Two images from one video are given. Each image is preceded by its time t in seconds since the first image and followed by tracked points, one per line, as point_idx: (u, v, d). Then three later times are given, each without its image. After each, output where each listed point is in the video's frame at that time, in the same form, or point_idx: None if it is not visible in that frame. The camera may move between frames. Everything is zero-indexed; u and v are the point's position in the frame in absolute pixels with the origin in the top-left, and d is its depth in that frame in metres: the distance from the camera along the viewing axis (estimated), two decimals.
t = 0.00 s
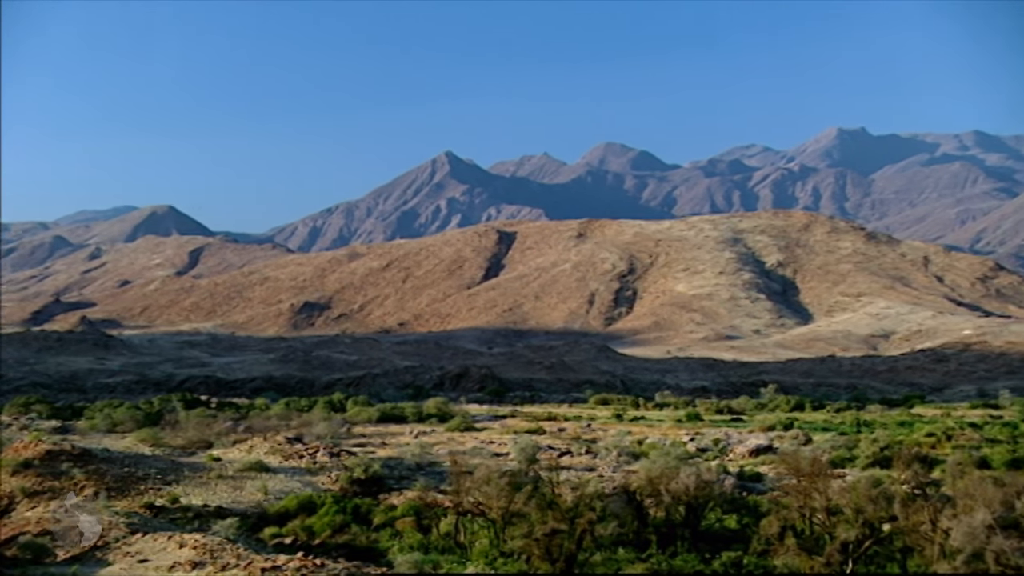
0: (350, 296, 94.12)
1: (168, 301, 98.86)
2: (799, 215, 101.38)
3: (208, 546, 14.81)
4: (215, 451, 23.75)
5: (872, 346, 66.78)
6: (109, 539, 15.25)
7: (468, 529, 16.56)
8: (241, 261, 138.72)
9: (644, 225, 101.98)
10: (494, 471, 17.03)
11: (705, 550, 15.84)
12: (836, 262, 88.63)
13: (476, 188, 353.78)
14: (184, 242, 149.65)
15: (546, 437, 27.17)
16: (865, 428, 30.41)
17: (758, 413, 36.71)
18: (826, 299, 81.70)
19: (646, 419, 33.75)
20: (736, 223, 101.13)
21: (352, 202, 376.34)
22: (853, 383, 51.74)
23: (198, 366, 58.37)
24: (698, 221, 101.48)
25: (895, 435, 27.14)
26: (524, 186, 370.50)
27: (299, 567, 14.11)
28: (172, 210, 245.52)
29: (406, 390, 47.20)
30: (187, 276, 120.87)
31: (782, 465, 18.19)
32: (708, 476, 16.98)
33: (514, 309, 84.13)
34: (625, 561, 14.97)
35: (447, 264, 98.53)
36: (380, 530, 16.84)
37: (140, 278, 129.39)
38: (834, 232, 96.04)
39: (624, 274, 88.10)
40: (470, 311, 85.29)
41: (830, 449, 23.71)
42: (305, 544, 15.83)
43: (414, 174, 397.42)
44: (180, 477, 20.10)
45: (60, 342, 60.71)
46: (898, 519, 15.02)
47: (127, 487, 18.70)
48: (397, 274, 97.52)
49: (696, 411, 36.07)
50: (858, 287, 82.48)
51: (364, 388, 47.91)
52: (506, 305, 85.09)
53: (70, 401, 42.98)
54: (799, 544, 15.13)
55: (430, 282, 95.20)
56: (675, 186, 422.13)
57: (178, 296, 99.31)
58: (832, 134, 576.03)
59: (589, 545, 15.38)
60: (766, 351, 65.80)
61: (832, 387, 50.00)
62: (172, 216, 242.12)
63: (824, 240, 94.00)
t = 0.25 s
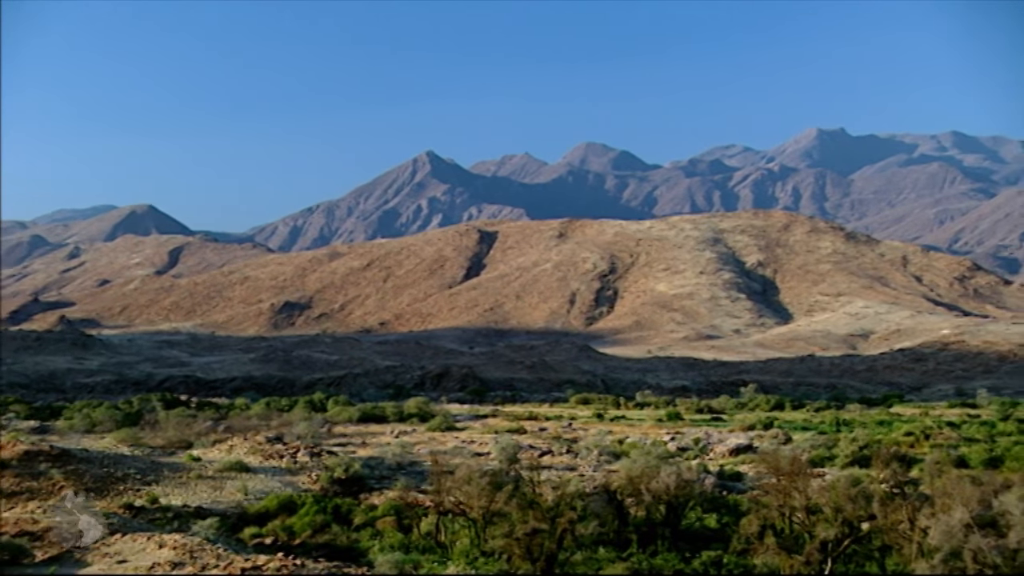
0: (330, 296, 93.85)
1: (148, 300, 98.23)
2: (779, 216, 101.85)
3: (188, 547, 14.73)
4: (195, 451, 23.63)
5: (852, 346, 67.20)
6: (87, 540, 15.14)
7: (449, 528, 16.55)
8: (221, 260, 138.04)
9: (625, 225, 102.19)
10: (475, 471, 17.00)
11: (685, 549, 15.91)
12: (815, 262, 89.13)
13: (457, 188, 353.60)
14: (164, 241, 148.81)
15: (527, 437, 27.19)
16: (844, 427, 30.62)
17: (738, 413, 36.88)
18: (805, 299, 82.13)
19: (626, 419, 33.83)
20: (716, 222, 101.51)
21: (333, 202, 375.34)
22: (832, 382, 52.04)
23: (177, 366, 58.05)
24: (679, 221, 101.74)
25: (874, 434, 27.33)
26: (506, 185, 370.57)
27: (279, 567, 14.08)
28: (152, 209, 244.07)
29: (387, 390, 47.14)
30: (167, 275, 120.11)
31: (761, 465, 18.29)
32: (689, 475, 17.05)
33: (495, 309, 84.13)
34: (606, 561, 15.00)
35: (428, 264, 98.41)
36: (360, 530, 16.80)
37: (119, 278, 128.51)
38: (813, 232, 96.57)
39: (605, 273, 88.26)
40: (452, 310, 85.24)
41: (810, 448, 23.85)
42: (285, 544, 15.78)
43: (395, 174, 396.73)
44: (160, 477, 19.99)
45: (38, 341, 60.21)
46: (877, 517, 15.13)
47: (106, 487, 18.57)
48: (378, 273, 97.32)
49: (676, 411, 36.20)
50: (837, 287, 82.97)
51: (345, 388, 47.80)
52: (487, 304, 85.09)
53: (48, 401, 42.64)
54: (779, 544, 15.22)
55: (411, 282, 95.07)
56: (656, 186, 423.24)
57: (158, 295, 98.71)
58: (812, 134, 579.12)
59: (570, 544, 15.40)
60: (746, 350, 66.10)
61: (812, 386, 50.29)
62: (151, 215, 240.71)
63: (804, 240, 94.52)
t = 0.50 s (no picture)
0: (312, 295, 93.58)
1: (128, 300, 97.66)
2: (760, 216, 102.32)
3: (168, 547, 14.66)
4: (175, 451, 23.52)
5: (832, 345, 67.56)
6: (66, 541, 15.05)
7: (431, 528, 16.55)
8: (201, 259, 137.35)
9: (606, 224, 102.35)
10: (457, 471, 16.99)
11: (666, 549, 15.95)
12: (796, 262, 89.57)
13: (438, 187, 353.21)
14: (144, 240, 147.94)
15: (508, 437, 27.20)
16: (824, 427, 30.80)
17: (719, 412, 37.03)
18: (786, 299, 82.53)
19: (607, 418, 33.90)
20: (697, 222, 101.79)
21: (314, 201, 374.19)
22: (812, 382, 52.31)
23: (158, 365, 57.74)
24: (660, 221, 101.94)
25: (853, 434, 27.51)
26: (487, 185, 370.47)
27: (260, 567, 14.06)
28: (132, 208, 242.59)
29: (368, 389, 47.07)
30: (147, 275, 119.41)
31: (742, 464, 18.37)
32: (670, 474, 17.12)
33: (477, 308, 84.13)
34: (586, 560, 15.03)
35: (410, 263, 98.28)
36: (342, 530, 16.77)
37: (99, 277, 127.63)
38: (794, 232, 97.05)
39: (586, 273, 88.39)
40: (433, 310, 85.15)
41: (790, 447, 23.96)
42: (266, 544, 15.73)
43: (377, 173, 395.93)
44: (140, 477, 19.87)
45: (17, 341, 59.75)
46: (856, 516, 15.24)
47: (85, 488, 18.45)
48: (359, 273, 97.10)
49: (657, 410, 36.30)
50: (818, 287, 83.41)
51: (326, 387, 47.69)
52: (469, 304, 85.05)
53: (27, 401, 42.33)
54: (760, 543, 15.30)
55: (392, 281, 94.93)
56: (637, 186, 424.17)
57: (138, 295, 98.12)
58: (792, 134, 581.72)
59: (552, 543, 15.43)
60: (727, 350, 66.35)
61: (792, 386, 50.55)
62: (131, 214, 239.33)
63: (785, 240, 94.97)
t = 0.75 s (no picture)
0: (291, 295, 93.24)
1: (105, 299, 96.99)
2: (738, 216, 102.77)
3: (146, 547, 14.60)
4: (153, 451, 23.40)
5: (810, 345, 67.97)
6: (43, 541, 14.95)
7: (410, 527, 16.54)
8: (180, 259, 136.54)
9: (586, 224, 102.53)
10: (436, 470, 17.00)
11: (645, 547, 16.02)
12: (774, 261, 90.07)
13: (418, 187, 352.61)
14: (122, 239, 146.94)
15: (488, 436, 27.21)
16: (803, 426, 30.98)
17: (698, 411, 37.23)
18: (765, 298, 82.98)
19: (586, 418, 33.98)
20: (677, 222, 102.12)
21: (293, 201, 372.58)
22: (790, 381, 52.62)
23: (136, 365, 57.40)
24: (640, 221, 102.18)
25: (832, 433, 27.71)
26: (467, 184, 370.20)
27: (239, 567, 14.05)
28: (110, 206, 240.79)
29: (348, 389, 46.99)
30: (124, 274, 118.52)
31: (720, 463, 18.44)
32: (648, 474, 17.23)
33: (456, 308, 84.07)
34: (565, 559, 15.06)
35: (389, 263, 98.12)
36: (321, 529, 16.74)
37: (76, 277, 126.61)
38: (772, 232, 97.60)
39: (566, 272, 88.55)
40: (413, 309, 85.05)
41: (769, 446, 24.08)
42: (244, 544, 15.68)
43: (356, 173, 394.81)
44: (117, 477, 19.77)
45: None
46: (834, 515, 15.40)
47: (63, 488, 18.34)
48: (339, 273, 96.83)
49: (637, 410, 36.44)
50: (796, 286, 83.90)
51: (306, 387, 47.58)
52: (448, 303, 84.99)
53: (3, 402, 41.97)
54: (738, 541, 15.39)
55: (372, 281, 94.74)
56: (617, 186, 425.07)
57: (115, 294, 97.43)
58: (771, 134, 584.51)
59: (531, 543, 15.46)
60: (706, 349, 66.63)
61: (770, 385, 50.85)
62: (109, 213, 237.71)
63: (763, 240, 95.47)
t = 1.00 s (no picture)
0: (270, 295, 92.85)
1: (83, 299, 96.24)
2: (718, 216, 103.17)
3: (124, 548, 14.51)
4: (131, 451, 23.26)
5: (789, 344, 68.32)
6: (20, 542, 14.83)
7: (390, 527, 16.51)
8: (159, 259, 135.67)
9: (566, 224, 102.64)
10: (416, 470, 16.98)
11: (625, 547, 16.08)
12: (754, 261, 90.49)
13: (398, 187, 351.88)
14: (100, 239, 145.84)
15: (468, 436, 27.20)
16: (781, 426, 31.15)
17: (677, 411, 37.37)
18: (744, 298, 83.35)
19: (566, 417, 34.03)
20: (656, 222, 102.40)
21: (272, 200, 370.91)
22: (769, 381, 52.92)
23: (114, 365, 57.01)
24: (620, 221, 102.37)
25: (811, 432, 27.87)
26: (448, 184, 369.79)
27: (218, 568, 14.02)
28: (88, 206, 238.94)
29: (327, 388, 46.86)
30: (102, 274, 117.60)
31: (700, 462, 18.51)
32: (628, 474, 17.30)
33: (436, 308, 83.97)
34: (545, 559, 15.10)
35: (369, 262, 97.87)
36: (300, 529, 16.70)
37: (53, 276, 125.54)
38: (751, 232, 98.05)
39: (546, 272, 88.64)
40: (393, 309, 84.88)
41: (748, 446, 24.20)
42: (223, 544, 15.62)
43: (336, 172, 393.57)
44: (95, 477, 19.63)
45: None
46: (812, 514, 15.52)
47: (40, 488, 18.19)
48: (318, 272, 96.50)
49: (617, 409, 36.53)
50: (775, 286, 84.31)
51: (285, 386, 47.42)
52: (428, 303, 84.87)
53: None
54: (717, 540, 15.47)
55: (352, 280, 94.49)
56: (597, 186, 425.78)
57: (93, 294, 96.69)
58: (750, 134, 587.08)
59: (510, 542, 15.49)
60: (686, 349, 66.88)
61: (750, 385, 51.11)
62: (88, 212, 235.97)
63: (743, 240, 95.90)
